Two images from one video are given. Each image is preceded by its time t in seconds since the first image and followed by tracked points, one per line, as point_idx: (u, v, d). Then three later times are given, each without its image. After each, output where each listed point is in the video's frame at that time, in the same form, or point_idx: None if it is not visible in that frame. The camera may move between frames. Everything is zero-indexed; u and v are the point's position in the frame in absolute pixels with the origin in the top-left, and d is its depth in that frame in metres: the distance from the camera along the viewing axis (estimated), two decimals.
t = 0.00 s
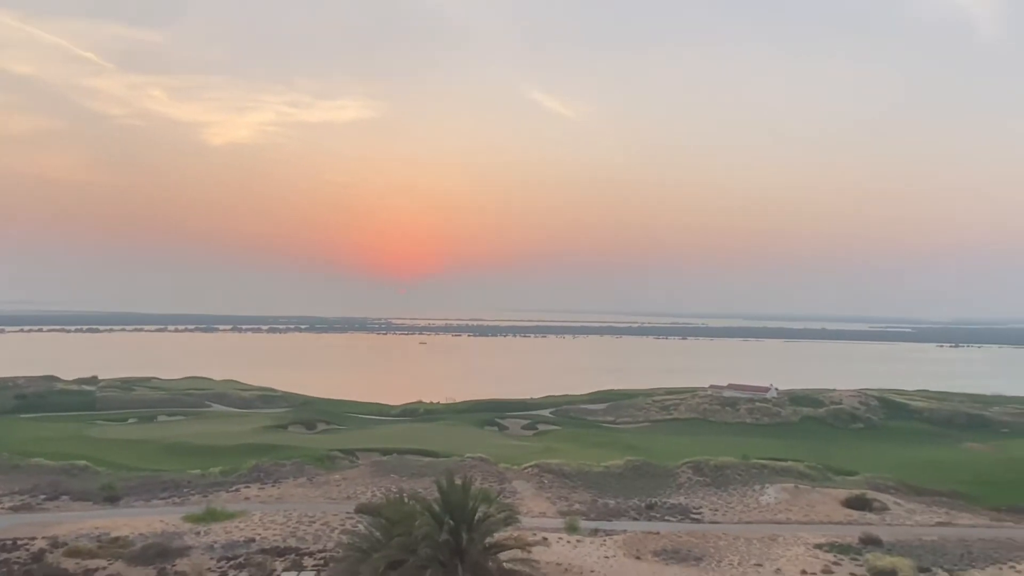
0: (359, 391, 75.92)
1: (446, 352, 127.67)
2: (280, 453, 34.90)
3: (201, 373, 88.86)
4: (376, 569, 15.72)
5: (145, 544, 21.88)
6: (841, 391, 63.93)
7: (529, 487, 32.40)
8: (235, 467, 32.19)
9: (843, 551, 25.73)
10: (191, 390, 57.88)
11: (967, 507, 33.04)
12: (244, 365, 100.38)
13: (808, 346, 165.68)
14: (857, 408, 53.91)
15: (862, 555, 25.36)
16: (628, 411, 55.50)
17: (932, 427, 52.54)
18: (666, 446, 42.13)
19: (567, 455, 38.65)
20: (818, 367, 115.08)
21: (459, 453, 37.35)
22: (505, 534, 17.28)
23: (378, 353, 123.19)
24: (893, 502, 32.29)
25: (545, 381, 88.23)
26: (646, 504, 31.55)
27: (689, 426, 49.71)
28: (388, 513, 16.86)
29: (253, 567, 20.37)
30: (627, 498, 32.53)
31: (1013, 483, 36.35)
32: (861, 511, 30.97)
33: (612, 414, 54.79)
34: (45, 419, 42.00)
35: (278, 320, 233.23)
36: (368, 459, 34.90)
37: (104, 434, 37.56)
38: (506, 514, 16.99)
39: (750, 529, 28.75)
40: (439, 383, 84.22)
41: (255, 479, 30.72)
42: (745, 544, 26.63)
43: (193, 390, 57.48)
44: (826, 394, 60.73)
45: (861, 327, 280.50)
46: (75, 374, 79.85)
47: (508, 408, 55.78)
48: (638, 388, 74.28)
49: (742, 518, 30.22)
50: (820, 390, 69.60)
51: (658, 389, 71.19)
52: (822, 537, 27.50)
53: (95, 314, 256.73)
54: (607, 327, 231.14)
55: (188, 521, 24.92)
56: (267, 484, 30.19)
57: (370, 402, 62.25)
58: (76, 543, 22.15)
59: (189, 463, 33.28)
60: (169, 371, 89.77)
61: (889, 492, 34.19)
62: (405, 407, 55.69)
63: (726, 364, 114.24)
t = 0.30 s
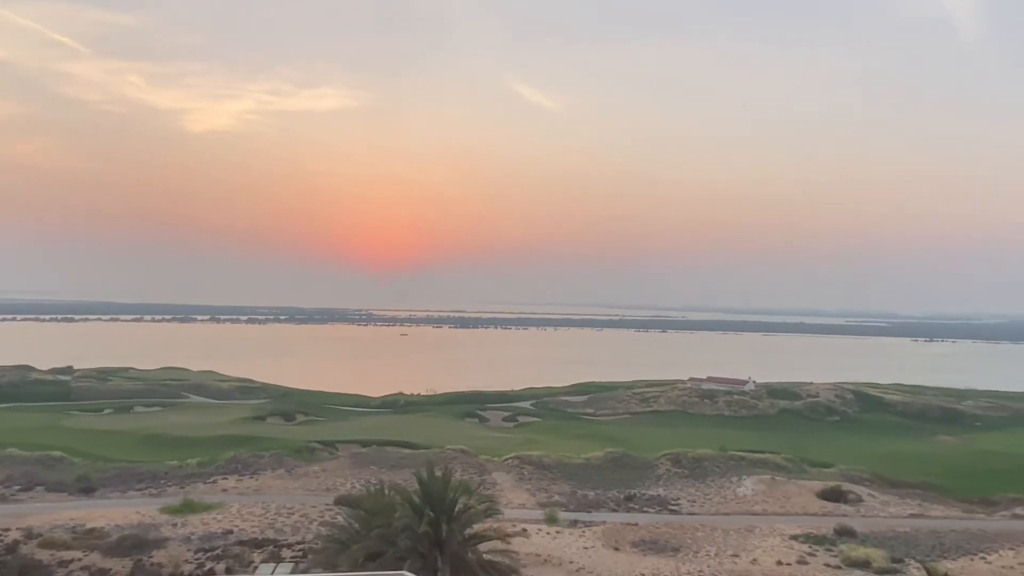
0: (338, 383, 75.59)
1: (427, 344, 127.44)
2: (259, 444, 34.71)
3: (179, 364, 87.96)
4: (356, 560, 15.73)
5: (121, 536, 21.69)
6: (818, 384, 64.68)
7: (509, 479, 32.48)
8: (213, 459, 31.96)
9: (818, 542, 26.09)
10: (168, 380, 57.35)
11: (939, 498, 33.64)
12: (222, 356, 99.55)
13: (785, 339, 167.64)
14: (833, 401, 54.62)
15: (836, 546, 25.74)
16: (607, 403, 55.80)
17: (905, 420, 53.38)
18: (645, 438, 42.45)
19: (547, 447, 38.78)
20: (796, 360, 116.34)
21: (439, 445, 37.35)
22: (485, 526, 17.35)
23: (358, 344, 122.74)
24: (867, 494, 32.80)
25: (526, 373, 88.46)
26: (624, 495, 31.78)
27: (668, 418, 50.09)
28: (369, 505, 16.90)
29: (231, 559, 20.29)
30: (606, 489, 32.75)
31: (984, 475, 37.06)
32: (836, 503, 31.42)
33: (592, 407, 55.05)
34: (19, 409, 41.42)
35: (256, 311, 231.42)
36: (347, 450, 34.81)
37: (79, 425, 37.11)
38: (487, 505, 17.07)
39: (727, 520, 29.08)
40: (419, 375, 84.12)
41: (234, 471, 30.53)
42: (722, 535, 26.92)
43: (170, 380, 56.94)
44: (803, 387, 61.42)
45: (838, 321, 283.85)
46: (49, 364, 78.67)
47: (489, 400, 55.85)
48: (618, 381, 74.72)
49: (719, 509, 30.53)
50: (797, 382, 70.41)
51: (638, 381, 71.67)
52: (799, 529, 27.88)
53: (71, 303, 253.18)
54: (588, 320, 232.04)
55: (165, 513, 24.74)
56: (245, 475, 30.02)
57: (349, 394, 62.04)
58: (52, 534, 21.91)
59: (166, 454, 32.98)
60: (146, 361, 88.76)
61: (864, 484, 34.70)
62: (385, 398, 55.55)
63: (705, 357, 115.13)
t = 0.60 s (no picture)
0: (317, 371, 75.29)
1: (407, 333, 127.42)
2: (236, 432, 34.50)
3: (155, 351, 87.04)
4: (332, 550, 15.67)
5: (96, 524, 21.48)
6: (794, 375, 65.51)
7: (488, 468, 32.59)
8: (190, 447, 31.70)
9: (793, 531, 26.49)
10: (144, 367, 56.77)
11: (910, 488, 34.29)
12: (200, 343, 98.72)
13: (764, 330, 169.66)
14: (809, 392, 55.40)
15: (810, 534, 26.17)
16: (587, 393, 56.15)
17: (879, 411, 54.28)
18: (623, 427, 42.79)
19: (525, 436, 38.94)
20: (773, 352, 117.78)
21: (418, 434, 37.32)
22: (464, 514, 17.37)
23: (337, 333, 122.29)
24: (841, 484, 33.35)
25: (506, 363, 88.62)
26: (602, 484, 32.04)
27: (647, 408, 50.49)
28: (348, 494, 16.92)
29: (207, 548, 20.17)
30: (585, 478, 32.98)
31: (954, 465, 37.80)
32: (810, 492, 31.92)
33: (571, 396, 55.35)
34: None
35: (235, 299, 229.72)
36: (326, 439, 34.71)
37: (53, 412, 36.61)
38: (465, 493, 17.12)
39: (704, 509, 29.40)
40: (399, 364, 84.00)
41: (210, 459, 30.30)
42: (699, 524, 27.24)
43: (146, 367, 56.40)
44: (779, 378, 62.17)
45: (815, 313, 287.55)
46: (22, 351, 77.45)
47: (468, 390, 55.92)
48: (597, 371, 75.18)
49: (696, 499, 30.87)
50: (773, 374, 71.33)
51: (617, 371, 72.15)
52: (774, 517, 28.30)
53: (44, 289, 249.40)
54: (568, 310, 233.04)
55: (141, 501, 24.53)
56: (222, 464, 29.82)
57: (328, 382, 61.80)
58: (24, 522, 21.65)
59: (142, 442, 32.64)
60: (122, 348, 87.82)
61: (838, 474, 35.26)
62: (364, 387, 55.43)
63: (684, 348, 116.18)
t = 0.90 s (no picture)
0: (298, 360, 74.91)
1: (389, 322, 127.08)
2: (214, 420, 34.30)
3: (133, 339, 86.11)
4: (311, 539, 15.66)
5: (71, 512, 21.26)
6: (772, 366, 66.23)
7: (468, 457, 32.67)
8: (168, 435, 31.49)
9: (769, 519, 26.87)
10: (122, 354, 56.18)
11: (884, 477, 34.89)
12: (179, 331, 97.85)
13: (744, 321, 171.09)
14: (786, 383, 56.07)
15: (786, 523, 26.53)
16: (567, 383, 56.42)
17: (855, 401, 55.10)
18: (603, 417, 43.06)
19: (506, 425, 39.08)
20: (752, 343, 119.03)
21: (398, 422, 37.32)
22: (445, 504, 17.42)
23: (319, 322, 121.68)
24: (817, 473, 33.85)
25: (488, 353, 88.77)
26: (582, 473, 32.23)
27: (627, 398, 50.85)
28: (328, 483, 16.92)
29: (185, 536, 20.07)
30: (564, 467, 33.16)
31: (927, 456, 38.49)
32: (786, 481, 32.35)
33: (552, 386, 55.60)
34: None
35: (214, 286, 227.56)
36: (305, 428, 34.58)
37: (28, 400, 36.17)
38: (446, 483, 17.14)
39: (682, 497, 29.72)
40: (380, 353, 83.83)
41: (189, 447, 30.12)
42: (676, 513, 27.51)
43: (123, 355, 55.86)
44: (757, 368, 62.90)
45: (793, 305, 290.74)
46: None
47: (450, 379, 55.99)
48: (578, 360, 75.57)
49: (675, 487, 31.18)
50: (752, 364, 72.09)
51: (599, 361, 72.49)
52: (751, 506, 28.66)
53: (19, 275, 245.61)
54: (549, 300, 233.81)
55: (117, 489, 24.33)
56: (200, 452, 29.65)
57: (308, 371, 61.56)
58: None
59: (119, 430, 32.35)
60: (98, 335, 86.82)
61: (813, 464, 35.74)
62: (345, 376, 55.32)
63: (664, 338, 117.06)
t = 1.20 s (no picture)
0: (281, 350, 74.60)
1: (375, 312, 126.78)
2: (196, 410, 34.12)
3: (114, 327, 85.31)
4: (293, 529, 15.67)
5: (51, 501, 21.09)
6: (754, 358, 66.83)
7: (452, 447, 32.72)
8: (150, 424, 31.26)
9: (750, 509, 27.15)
10: (103, 343, 55.63)
11: (862, 468, 35.39)
12: (160, 319, 97.05)
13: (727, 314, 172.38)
14: (768, 374, 56.62)
15: (766, 513, 26.85)
16: (552, 373, 56.63)
17: (835, 393, 55.77)
18: (587, 408, 43.27)
19: (490, 416, 39.17)
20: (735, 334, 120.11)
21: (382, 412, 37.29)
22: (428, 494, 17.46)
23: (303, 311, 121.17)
24: (797, 464, 34.24)
25: (473, 343, 88.84)
26: (565, 463, 32.41)
27: (610, 389, 51.14)
28: (310, 472, 16.88)
29: (166, 526, 19.97)
30: (548, 457, 33.34)
31: (904, 447, 39.06)
32: (766, 471, 32.71)
33: (536, 376, 55.78)
34: None
35: (197, 274, 225.93)
36: (288, 417, 34.49)
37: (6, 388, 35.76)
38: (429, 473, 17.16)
39: (664, 487, 29.97)
40: (364, 343, 83.65)
41: (170, 437, 29.93)
42: (658, 503, 27.73)
43: (103, 343, 55.33)
44: (739, 360, 63.46)
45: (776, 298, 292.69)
46: None
47: (434, 369, 56.02)
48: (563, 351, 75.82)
49: (658, 477, 31.43)
50: (734, 356, 72.71)
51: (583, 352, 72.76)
52: (732, 496, 28.95)
53: None
54: (533, 291, 233.55)
55: (98, 478, 24.14)
56: (182, 441, 29.47)
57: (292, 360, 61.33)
58: None
59: (100, 419, 32.06)
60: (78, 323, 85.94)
61: (794, 455, 36.16)
62: (329, 366, 55.18)
63: (648, 330, 117.76)
